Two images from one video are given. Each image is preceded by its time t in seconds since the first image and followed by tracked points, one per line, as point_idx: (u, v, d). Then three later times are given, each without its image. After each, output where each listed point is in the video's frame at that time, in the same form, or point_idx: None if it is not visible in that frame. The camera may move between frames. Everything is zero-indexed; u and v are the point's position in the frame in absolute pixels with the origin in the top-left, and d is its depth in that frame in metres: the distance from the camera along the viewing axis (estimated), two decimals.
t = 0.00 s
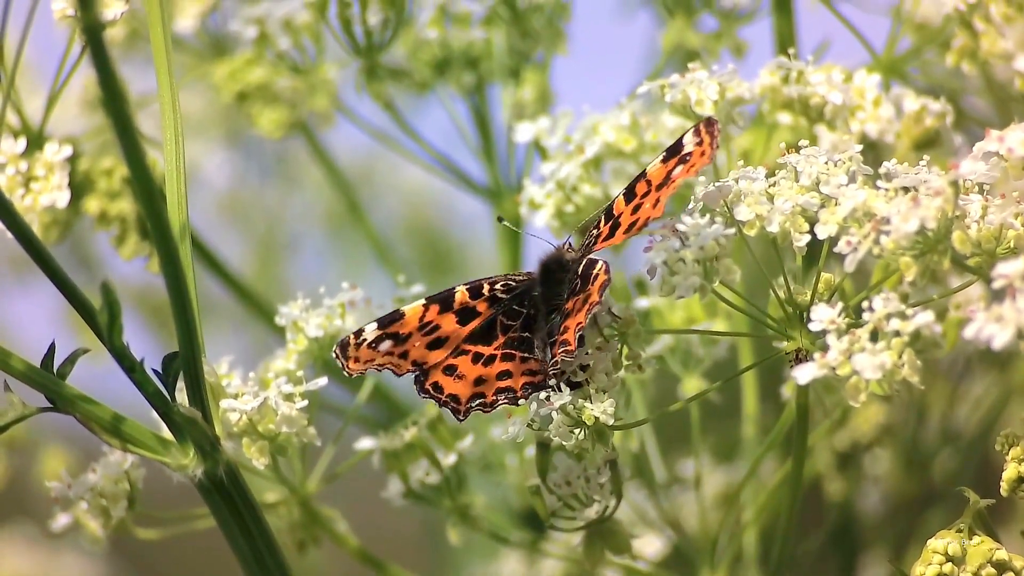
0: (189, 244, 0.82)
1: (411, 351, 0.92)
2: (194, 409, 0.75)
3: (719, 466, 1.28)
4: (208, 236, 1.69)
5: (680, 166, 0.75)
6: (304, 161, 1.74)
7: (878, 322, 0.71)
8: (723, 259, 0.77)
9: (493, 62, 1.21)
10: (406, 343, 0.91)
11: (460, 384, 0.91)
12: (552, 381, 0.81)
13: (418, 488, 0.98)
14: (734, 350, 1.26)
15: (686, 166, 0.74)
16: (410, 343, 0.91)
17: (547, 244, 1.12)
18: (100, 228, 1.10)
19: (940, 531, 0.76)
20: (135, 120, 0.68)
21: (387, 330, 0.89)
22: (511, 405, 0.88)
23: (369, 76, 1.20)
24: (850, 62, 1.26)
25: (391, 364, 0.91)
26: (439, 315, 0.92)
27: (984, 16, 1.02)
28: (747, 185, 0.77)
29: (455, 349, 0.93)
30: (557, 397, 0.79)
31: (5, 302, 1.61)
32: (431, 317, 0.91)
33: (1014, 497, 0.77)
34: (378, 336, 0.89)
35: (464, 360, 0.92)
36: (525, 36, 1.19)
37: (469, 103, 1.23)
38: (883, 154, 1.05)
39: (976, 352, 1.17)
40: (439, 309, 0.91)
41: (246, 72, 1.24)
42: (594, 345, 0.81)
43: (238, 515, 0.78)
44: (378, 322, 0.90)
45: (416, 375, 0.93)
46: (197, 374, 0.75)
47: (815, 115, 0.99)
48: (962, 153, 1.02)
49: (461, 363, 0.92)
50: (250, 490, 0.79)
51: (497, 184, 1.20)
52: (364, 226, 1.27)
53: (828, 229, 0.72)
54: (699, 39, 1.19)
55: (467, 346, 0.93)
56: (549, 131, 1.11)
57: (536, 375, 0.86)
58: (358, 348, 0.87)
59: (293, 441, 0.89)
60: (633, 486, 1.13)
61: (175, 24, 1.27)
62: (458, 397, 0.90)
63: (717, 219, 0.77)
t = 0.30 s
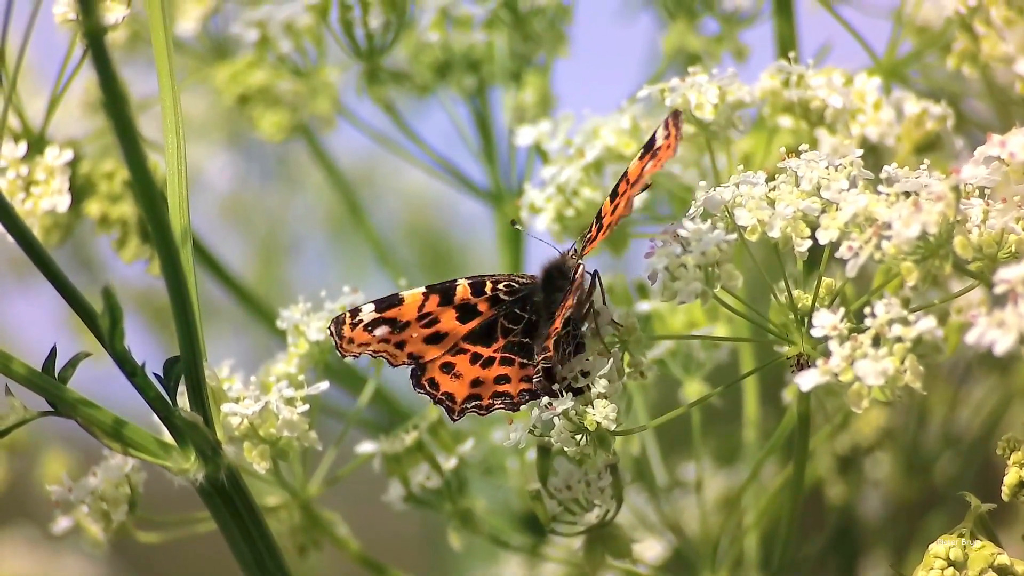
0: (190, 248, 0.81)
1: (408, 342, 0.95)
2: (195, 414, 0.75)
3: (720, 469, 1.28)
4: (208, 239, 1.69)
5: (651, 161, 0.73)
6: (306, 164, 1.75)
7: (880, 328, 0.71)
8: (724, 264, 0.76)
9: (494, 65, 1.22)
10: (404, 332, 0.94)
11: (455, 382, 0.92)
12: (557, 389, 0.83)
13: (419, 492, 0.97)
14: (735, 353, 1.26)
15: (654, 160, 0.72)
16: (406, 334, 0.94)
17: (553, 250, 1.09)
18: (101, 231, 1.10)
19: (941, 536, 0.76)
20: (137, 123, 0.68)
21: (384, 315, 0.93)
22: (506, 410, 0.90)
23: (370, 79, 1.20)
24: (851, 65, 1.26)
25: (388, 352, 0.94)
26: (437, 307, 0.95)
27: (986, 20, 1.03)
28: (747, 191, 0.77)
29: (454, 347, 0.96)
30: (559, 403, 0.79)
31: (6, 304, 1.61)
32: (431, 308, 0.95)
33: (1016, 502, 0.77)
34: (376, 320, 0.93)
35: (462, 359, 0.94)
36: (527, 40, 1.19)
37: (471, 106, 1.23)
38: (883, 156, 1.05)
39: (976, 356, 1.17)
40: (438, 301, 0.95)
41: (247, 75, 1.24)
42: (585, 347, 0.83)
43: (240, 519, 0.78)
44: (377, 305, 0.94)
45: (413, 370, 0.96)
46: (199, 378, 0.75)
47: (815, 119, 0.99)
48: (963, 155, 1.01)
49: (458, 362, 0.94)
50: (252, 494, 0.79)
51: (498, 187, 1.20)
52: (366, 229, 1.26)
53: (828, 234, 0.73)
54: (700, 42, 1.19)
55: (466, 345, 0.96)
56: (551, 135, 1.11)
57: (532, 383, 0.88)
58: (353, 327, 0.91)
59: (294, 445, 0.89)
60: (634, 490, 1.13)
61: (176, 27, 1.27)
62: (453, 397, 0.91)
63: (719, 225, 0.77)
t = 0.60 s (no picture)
0: (189, 251, 0.82)
1: (398, 330, 0.96)
2: (193, 417, 0.75)
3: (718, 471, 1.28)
4: (207, 241, 1.69)
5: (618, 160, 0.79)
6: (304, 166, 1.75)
7: (877, 329, 0.71)
8: (720, 268, 0.77)
9: (491, 68, 1.21)
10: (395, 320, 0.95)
11: (443, 378, 0.96)
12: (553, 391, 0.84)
13: (416, 495, 0.97)
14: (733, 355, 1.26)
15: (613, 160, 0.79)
16: (398, 321, 0.96)
17: (549, 258, 1.08)
18: (98, 234, 1.10)
19: (938, 538, 0.76)
20: (134, 128, 0.68)
21: (377, 300, 0.94)
22: (490, 413, 0.95)
23: (368, 81, 1.20)
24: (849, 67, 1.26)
25: (379, 339, 0.95)
26: (430, 299, 0.96)
27: (983, 22, 1.03)
28: (740, 195, 0.78)
29: (444, 341, 0.98)
30: (557, 407, 0.79)
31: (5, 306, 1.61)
32: (425, 299, 0.96)
33: (1013, 505, 0.77)
34: (369, 304, 0.94)
35: (452, 356, 0.97)
36: (524, 42, 1.19)
37: (468, 109, 1.23)
38: (881, 159, 1.05)
39: (975, 358, 1.17)
40: (432, 293, 0.96)
41: (245, 77, 1.24)
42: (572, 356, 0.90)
43: (238, 522, 0.78)
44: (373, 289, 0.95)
45: (403, 358, 0.98)
46: (196, 381, 0.75)
47: (813, 121, 1.00)
48: (962, 160, 1.02)
49: (447, 358, 0.97)
50: (250, 497, 0.79)
51: (496, 190, 1.20)
52: (363, 232, 1.27)
53: (824, 237, 0.73)
54: (698, 44, 1.19)
55: (456, 340, 0.98)
56: (548, 137, 1.10)
57: (518, 391, 0.93)
58: (343, 307, 0.91)
59: (292, 448, 0.89)
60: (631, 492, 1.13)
61: (174, 29, 1.27)
62: (438, 393, 0.95)
63: (713, 228, 0.77)
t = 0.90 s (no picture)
0: (192, 251, 0.82)
1: (403, 320, 0.96)
2: (196, 416, 0.75)
3: (720, 471, 1.28)
4: (208, 241, 1.69)
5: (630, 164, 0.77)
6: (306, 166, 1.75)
7: (881, 330, 0.71)
8: (724, 267, 0.76)
9: (493, 68, 1.21)
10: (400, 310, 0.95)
11: (447, 371, 0.96)
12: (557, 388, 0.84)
13: (419, 494, 0.97)
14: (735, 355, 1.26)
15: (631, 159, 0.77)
16: (403, 311, 0.95)
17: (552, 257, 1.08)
18: (100, 234, 1.10)
19: (943, 538, 0.76)
20: (138, 127, 0.68)
21: (383, 288, 0.94)
22: (492, 408, 0.95)
23: (370, 82, 1.20)
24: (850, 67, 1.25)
25: (384, 328, 0.95)
26: (435, 289, 0.96)
27: (986, 22, 1.03)
28: (746, 194, 0.77)
29: (449, 332, 0.97)
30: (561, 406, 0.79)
31: (5, 305, 1.61)
32: (431, 289, 0.95)
33: (1018, 504, 0.77)
34: (375, 292, 0.94)
35: (458, 349, 0.97)
36: (527, 43, 1.19)
37: (469, 109, 1.23)
38: (883, 159, 1.04)
39: (977, 358, 1.17)
40: (438, 283, 0.95)
41: (247, 78, 1.24)
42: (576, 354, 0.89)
43: (241, 522, 0.78)
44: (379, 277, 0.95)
45: (410, 347, 0.98)
46: (200, 380, 0.75)
47: (816, 121, 1.00)
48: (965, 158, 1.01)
49: (453, 350, 0.97)
50: (253, 496, 0.79)
51: (497, 190, 1.20)
52: (365, 231, 1.27)
53: (829, 237, 0.73)
54: (700, 44, 1.19)
55: (461, 332, 0.98)
56: (550, 137, 1.10)
57: (521, 389, 0.92)
58: (348, 293, 0.92)
59: (295, 447, 0.89)
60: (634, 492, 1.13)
61: (175, 30, 1.27)
62: (443, 385, 0.96)
63: (718, 228, 0.77)
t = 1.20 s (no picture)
0: (189, 243, 0.81)
1: (404, 302, 0.96)
2: (193, 409, 0.75)
3: (718, 465, 1.28)
4: (206, 235, 1.68)
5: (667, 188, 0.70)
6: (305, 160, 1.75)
7: (882, 321, 0.71)
8: (724, 259, 0.76)
9: (492, 62, 1.21)
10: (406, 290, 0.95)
11: (433, 352, 0.95)
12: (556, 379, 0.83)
13: (417, 487, 0.97)
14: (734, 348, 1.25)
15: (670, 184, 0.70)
16: (406, 294, 0.96)
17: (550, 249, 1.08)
18: (98, 227, 1.10)
19: (939, 530, 0.76)
20: (135, 118, 0.68)
21: (397, 269, 0.95)
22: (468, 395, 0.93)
23: (369, 75, 1.20)
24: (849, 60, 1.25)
25: (383, 308, 0.94)
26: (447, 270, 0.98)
27: (984, 15, 1.03)
28: (744, 185, 0.78)
29: (445, 315, 0.97)
30: (560, 396, 0.79)
31: (4, 300, 1.61)
32: (441, 271, 0.97)
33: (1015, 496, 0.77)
34: (389, 271, 0.95)
35: (449, 331, 0.96)
36: (526, 36, 1.19)
37: (469, 102, 1.23)
38: (883, 151, 1.07)
39: (975, 352, 1.17)
40: (451, 265, 0.98)
41: (245, 71, 1.24)
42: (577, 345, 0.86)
43: (238, 514, 0.78)
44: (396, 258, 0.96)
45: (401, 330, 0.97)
46: (197, 373, 0.75)
47: (814, 114, 0.99)
48: (963, 151, 1.01)
49: (444, 334, 0.96)
50: (250, 488, 0.79)
51: (496, 183, 1.20)
52: (364, 225, 1.27)
53: (828, 228, 0.72)
54: (698, 38, 1.18)
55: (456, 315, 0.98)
56: (548, 130, 1.10)
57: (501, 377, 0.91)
58: (365, 275, 0.93)
59: (292, 439, 0.89)
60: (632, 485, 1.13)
61: (174, 23, 1.27)
62: (426, 367, 0.94)
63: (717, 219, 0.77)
